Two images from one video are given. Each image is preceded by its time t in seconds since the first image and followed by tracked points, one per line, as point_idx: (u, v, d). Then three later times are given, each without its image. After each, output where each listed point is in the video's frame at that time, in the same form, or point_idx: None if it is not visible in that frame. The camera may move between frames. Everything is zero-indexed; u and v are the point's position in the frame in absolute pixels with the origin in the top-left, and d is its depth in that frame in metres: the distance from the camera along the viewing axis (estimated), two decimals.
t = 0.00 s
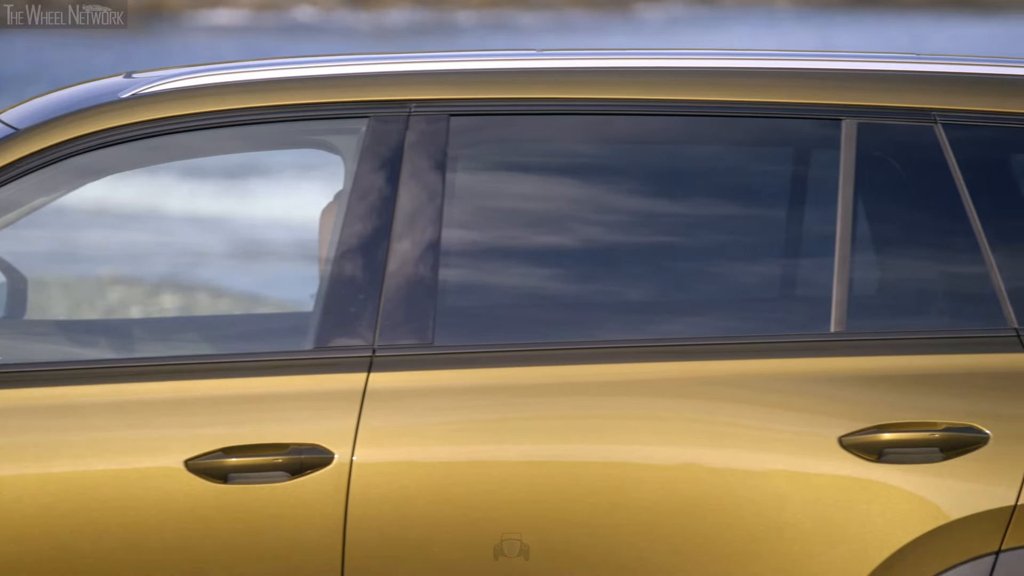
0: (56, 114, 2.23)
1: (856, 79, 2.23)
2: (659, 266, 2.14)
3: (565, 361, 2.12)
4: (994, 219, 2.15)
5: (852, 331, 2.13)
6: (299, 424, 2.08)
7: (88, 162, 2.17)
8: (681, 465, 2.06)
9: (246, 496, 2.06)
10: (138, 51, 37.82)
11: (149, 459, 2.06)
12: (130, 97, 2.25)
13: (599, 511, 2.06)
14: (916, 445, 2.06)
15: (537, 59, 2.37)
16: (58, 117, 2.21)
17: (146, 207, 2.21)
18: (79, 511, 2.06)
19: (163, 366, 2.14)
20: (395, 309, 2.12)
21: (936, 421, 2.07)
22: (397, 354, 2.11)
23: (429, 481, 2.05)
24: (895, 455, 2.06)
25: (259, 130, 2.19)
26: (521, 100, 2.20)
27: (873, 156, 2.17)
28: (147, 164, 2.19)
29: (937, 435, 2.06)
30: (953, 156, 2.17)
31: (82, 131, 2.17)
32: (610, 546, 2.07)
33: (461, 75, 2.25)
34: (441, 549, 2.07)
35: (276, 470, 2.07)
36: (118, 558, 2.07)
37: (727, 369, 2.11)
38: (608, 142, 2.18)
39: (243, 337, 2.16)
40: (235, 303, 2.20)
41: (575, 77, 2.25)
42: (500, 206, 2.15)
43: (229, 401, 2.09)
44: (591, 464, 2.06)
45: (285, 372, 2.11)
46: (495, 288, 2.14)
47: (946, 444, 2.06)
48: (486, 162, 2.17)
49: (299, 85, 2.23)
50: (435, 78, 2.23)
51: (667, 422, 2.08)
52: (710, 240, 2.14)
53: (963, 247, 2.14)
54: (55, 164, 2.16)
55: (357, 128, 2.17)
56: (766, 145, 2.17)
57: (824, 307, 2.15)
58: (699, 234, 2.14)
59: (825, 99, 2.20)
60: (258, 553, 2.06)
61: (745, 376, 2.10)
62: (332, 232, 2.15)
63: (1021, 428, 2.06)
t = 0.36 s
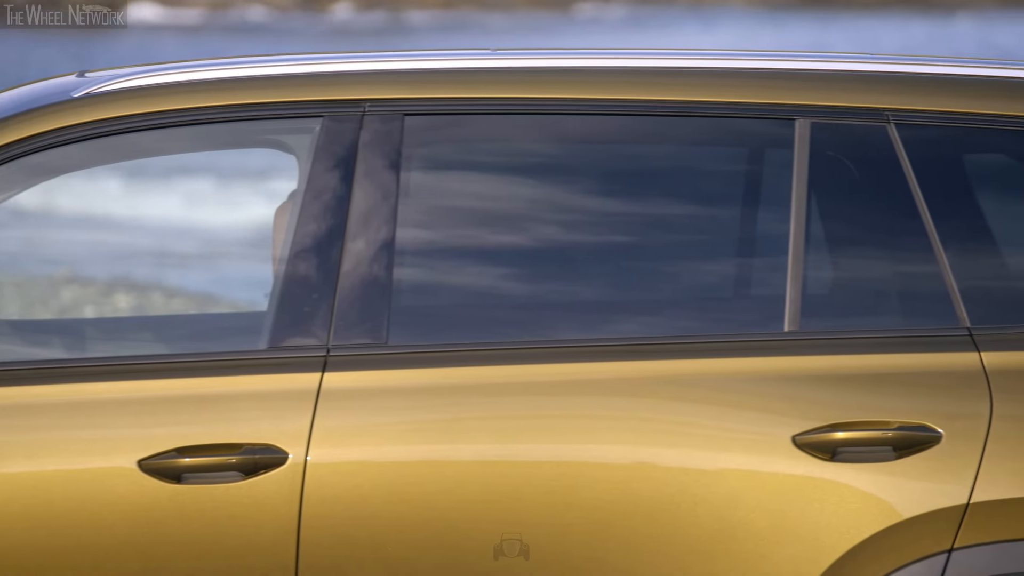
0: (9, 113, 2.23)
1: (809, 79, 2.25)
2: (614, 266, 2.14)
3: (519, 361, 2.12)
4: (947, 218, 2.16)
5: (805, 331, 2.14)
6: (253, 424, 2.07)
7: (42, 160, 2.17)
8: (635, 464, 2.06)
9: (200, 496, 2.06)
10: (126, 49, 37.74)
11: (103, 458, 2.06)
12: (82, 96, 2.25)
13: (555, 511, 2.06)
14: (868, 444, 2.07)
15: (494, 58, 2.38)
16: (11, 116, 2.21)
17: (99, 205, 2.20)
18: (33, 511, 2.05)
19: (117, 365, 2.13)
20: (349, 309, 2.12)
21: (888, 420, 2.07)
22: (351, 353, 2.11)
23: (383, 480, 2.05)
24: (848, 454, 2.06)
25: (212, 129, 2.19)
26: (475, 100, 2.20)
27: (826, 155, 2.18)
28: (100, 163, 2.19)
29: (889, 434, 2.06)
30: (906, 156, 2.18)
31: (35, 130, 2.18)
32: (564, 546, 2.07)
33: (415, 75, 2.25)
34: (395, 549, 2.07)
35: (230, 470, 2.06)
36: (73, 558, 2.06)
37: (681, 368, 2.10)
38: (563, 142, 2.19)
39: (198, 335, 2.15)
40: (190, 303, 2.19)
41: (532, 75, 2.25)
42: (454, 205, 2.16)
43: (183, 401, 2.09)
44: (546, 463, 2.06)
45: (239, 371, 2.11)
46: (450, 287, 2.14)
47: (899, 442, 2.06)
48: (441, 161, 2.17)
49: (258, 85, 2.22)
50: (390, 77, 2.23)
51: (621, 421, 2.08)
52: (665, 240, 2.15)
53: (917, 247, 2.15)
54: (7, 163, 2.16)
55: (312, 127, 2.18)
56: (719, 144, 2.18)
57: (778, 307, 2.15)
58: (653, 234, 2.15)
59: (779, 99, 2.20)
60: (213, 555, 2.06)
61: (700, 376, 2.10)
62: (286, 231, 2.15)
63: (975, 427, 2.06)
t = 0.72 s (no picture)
0: None
1: (763, 79, 2.25)
2: (569, 265, 2.15)
3: (473, 360, 2.11)
4: (899, 218, 2.17)
5: (759, 330, 2.14)
6: (206, 423, 2.07)
7: None
8: (588, 463, 2.05)
9: (152, 497, 2.05)
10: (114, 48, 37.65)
11: (55, 458, 2.05)
12: (32, 96, 2.25)
13: (508, 511, 2.05)
14: (821, 443, 2.06)
15: (453, 59, 2.38)
16: None
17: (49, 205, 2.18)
18: None
19: (70, 365, 2.13)
20: (303, 308, 2.12)
21: (841, 419, 2.07)
22: (304, 353, 2.11)
23: (336, 480, 2.04)
24: (801, 453, 2.06)
25: (161, 129, 2.20)
26: (429, 100, 2.22)
27: (779, 155, 2.19)
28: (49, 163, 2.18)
29: (842, 433, 2.06)
30: (858, 155, 2.19)
31: None
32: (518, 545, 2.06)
33: (372, 74, 2.26)
34: (349, 549, 2.06)
35: (182, 470, 2.05)
36: (25, 558, 2.06)
37: (635, 367, 2.10)
38: (518, 141, 2.19)
39: (150, 335, 2.16)
40: (143, 302, 2.19)
41: (489, 74, 2.26)
42: (409, 205, 2.16)
43: (136, 400, 2.08)
44: (500, 463, 2.05)
45: (191, 371, 2.11)
46: (404, 287, 2.14)
47: (852, 441, 2.06)
48: (396, 161, 2.18)
49: (212, 84, 2.23)
50: (346, 76, 2.24)
51: (574, 420, 2.07)
52: (619, 239, 2.15)
53: (870, 246, 2.16)
54: None
55: (265, 126, 2.18)
56: (673, 143, 2.19)
57: (731, 306, 2.15)
58: (607, 234, 2.15)
59: (733, 98, 2.21)
60: (165, 555, 2.05)
61: (654, 374, 2.09)
62: (239, 231, 2.16)
63: (928, 426, 2.06)
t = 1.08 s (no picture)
0: None
1: (718, 78, 2.26)
2: (523, 264, 2.14)
3: (427, 359, 2.11)
4: (852, 217, 2.18)
5: (711, 329, 2.14)
6: (158, 424, 2.06)
7: None
8: (542, 463, 2.05)
9: (104, 497, 2.04)
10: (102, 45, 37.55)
11: (6, 458, 2.05)
12: None
13: (462, 510, 2.05)
14: (774, 442, 2.06)
15: (412, 56, 2.38)
16: None
17: None
18: None
19: (22, 365, 2.13)
20: (255, 307, 2.11)
21: (794, 417, 2.07)
22: (256, 353, 2.10)
23: (289, 480, 2.04)
24: (754, 451, 2.06)
25: (112, 128, 2.18)
26: (384, 98, 2.22)
27: (732, 154, 2.20)
28: None
29: (794, 432, 2.06)
30: (810, 154, 2.20)
31: None
32: (472, 544, 2.05)
33: (327, 73, 2.25)
34: (302, 549, 2.06)
35: (135, 470, 2.04)
36: None
37: (588, 366, 2.10)
38: (472, 140, 2.19)
39: (101, 335, 2.15)
40: (95, 302, 2.20)
41: (446, 72, 2.26)
42: (362, 204, 2.16)
43: (87, 401, 2.08)
44: (453, 462, 2.05)
45: (143, 370, 2.10)
46: (358, 286, 2.14)
47: (804, 440, 2.06)
48: (350, 160, 2.18)
49: (166, 82, 2.22)
50: (301, 75, 2.24)
51: (528, 419, 2.07)
52: (573, 238, 2.16)
53: (822, 245, 2.17)
54: None
55: (217, 125, 2.18)
56: (626, 143, 2.19)
57: (684, 305, 2.16)
58: (560, 233, 2.16)
59: (688, 98, 2.22)
60: (118, 555, 2.04)
61: (608, 374, 2.10)
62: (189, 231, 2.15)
63: (880, 424, 2.06)
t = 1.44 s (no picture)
0: None
1: (673, 78, 2.27)
2: (477, 263, 2.14)
3: (381, 358, 2.11)
4: (805, 216, 2.19)
5: (665, 328, 2.15)
6: (110, 423, 2.05)
7: None
8: (495, 462, 2.04)
9: (55, 497, 2.03)
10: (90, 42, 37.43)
11: None
12: None
13: (416, 509, 2.05)
14: (726, 441, 2.07)
15: (371, 54, 2.37)
16: None
17: None
18: None
19: None
20: (209, 307, 2.11)
21: (747, 416, 2.07)
22: (209, 352, 2.10)
23: (242, 479, 2.03)
24: (708, 450, 2.06)
25: (62, 126, 2.18)
26: (339, 98, 2.22)
27: (686, 153, 2.20)
28: None
29: (747, 430, 2.07)
30: (763, 153, 2.21)
31: None
32: (425, 544, 2.05)
33: (283, 71, 2.25)
34: (255, 548, 2.05)
35: (87, 470, 2.04)
36: None
37: (543, 365, 2.10)
38: (426, 138, 2.19)
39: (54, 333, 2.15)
40: (49, 301, 2.19)
41: (402, 72, 2.26)
42: (316, 203, 2.16)
43: (39, 401, 2.07)
44: (406, 461, 2.05)
45: (96, 369, 2.10)
46: (312, 285, 2.14)
47: (756, 439, 2.07)
48: (304, 158, 2.18)
49: (120, 81, 2.22)
50: (254, 74, 2.23)
51: (481, 419, 2.06)
52: (528, 237, 2.16)
53: (776, 244, 2.17)
54: None
55: (170, 124, 2.18)
56: (581, 142, 2.20)
57: (638, 304, 2.16)
58: (514, 232, 2.15)
59: (642, 97, 2.23)
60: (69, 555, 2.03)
61: (562, 373, 2.09)
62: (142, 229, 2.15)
63: (833, 422, 2.07)
